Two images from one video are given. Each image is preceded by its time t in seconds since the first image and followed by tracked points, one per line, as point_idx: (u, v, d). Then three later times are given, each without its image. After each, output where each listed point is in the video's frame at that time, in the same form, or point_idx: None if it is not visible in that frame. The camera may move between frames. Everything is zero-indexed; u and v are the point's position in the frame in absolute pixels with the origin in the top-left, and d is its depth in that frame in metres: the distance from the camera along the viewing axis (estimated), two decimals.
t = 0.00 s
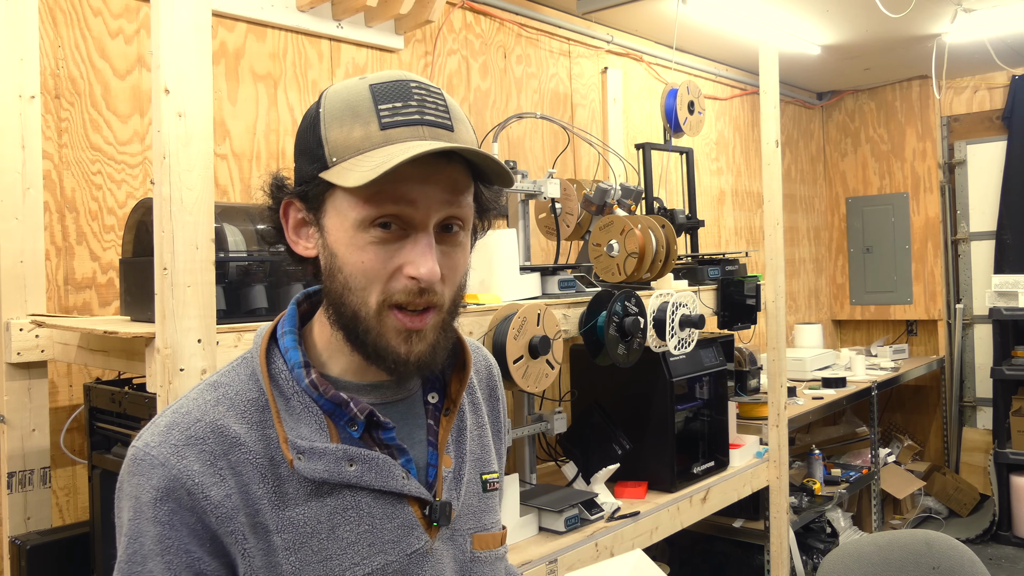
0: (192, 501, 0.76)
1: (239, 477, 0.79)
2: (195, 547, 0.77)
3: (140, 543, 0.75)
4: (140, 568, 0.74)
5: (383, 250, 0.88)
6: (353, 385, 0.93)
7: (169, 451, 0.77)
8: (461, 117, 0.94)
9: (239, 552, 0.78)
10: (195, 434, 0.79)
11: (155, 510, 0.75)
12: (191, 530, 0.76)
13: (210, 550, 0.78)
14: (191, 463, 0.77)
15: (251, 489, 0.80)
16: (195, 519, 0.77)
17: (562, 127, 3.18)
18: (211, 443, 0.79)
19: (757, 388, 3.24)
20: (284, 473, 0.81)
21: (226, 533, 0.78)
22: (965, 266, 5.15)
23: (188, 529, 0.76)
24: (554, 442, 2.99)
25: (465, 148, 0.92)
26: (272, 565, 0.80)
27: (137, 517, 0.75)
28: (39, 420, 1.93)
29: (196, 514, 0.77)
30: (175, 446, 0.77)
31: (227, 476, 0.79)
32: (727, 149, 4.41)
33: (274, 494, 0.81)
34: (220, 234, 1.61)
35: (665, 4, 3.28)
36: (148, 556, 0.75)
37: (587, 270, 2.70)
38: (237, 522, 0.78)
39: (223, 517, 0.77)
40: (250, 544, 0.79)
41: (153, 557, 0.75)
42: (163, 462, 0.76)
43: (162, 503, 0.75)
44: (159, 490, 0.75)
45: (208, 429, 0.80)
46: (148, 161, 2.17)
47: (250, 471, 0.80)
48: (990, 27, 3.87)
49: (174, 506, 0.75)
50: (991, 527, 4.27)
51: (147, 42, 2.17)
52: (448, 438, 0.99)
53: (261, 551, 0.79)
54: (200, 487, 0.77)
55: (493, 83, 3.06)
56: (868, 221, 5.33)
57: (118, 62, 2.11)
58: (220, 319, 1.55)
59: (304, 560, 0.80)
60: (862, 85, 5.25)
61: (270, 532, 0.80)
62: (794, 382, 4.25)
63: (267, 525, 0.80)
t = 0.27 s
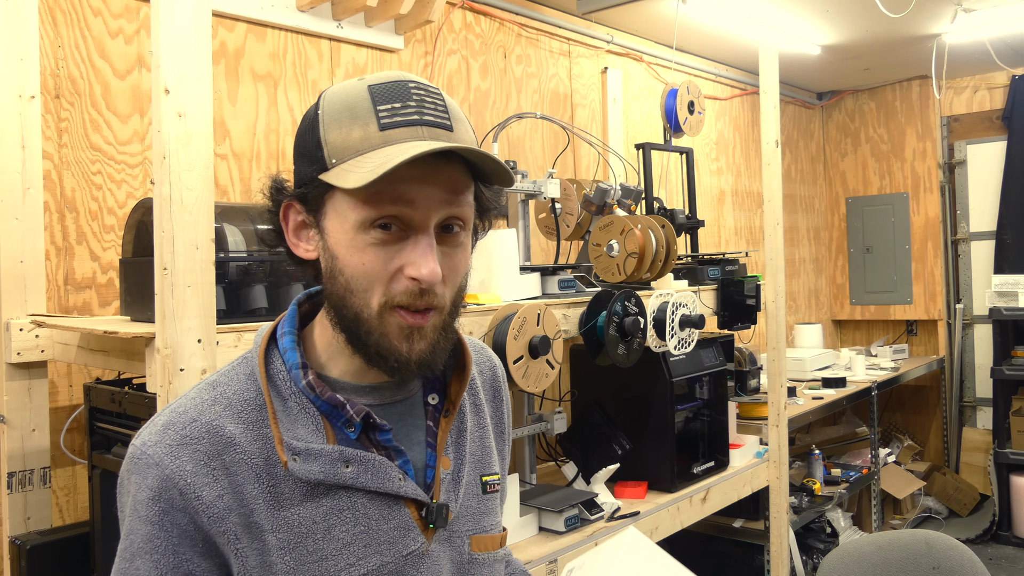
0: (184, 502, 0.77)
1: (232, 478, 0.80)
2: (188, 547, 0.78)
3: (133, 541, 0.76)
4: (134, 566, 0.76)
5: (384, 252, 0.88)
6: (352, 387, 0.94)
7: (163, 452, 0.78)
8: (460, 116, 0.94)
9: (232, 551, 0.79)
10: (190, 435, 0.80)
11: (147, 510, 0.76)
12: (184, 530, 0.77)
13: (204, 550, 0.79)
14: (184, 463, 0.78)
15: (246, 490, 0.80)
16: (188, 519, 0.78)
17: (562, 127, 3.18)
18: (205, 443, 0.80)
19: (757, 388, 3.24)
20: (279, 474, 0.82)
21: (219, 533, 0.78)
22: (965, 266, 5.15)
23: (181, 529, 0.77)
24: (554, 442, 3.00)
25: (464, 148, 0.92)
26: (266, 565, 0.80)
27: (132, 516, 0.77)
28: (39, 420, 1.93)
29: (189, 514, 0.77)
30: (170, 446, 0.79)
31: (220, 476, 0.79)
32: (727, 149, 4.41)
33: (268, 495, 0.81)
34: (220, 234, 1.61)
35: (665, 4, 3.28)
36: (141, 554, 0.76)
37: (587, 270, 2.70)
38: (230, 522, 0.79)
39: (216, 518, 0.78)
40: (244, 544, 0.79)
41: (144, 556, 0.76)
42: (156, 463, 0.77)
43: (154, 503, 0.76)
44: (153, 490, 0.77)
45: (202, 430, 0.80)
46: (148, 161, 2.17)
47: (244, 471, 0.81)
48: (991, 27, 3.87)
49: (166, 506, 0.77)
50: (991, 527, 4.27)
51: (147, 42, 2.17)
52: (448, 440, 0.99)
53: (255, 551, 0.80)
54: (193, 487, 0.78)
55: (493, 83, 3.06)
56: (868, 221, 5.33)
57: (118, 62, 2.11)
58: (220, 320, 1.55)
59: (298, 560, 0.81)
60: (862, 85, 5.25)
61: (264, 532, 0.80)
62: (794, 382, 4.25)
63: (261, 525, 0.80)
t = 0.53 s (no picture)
0: (181, 495, 0.77)
1: (231, 473, 0.80)
2: (182, 539, 0.78)
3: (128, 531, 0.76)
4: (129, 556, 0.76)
5: (388, 254, 0.88)
6: (353, 387, 0.94)
7: (163, 444, 0.78)
8: (469, 120, 0.95)
9: (226, 546, 0.79)
10: (190, 428, 0.80)
11: (144, 500, 0.76)
12: (180, 523, 0.77)
13: (199, 543, 0.79)
14: (183, 456, 0.78)
15: (243, 485, 0.80)
16: (184, 512, 0.77)
17: (562, 127, 3.18)
18: (205, 437, 0.80)
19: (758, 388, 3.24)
20: (277, 470, 0.82)
21: (214, 528, 0.78)
22: (965, 266, 5.15)
23: (177, 521, 0.77)
24: (554, 442, 3.00)
25: (472, 152, 0.92)
26: (260, 561, 0.80)
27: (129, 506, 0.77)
28: (39, 420, 1.93)
29: (186, 507, 0.77)
30: (170, 439, 0.78)
31: (218, 471, 0.79)
32: (727, 149, 4.41)
33: (266, 491, 0.81)
34: (220, 234, 1.61)
35: (665, 4, 3.28)
36: (136, 545, 0.76)
37: (587, 270, 2.70)
38: (225, 517, 0.78)
39: (213, 512, 0.78)
40: (239, 539, 0.79)
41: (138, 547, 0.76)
42: (156, 454, 0.77)
43: (152, 494, 0.76)
44: (151, 481, 0.77)
45: (203, 424, 0.80)
46: (148, 161, 2.17)
47: (243, 467, 0.80)
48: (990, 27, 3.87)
49: (163, 498, 0.77)
50: (991, 527, 4.27)
51: (147, 42, 2.17)
52: (449, 443, 0.99)
53: (250, 547, 0.80)
54: (190, 481, 0.77)
55: (493, 83, 3.06)
56: (868, 221, 5.33)
57: (118, 62, 2.11)
58: (220, 320, 1.55)
59: (293, 557, 0.81)
60: (862, 85, 5.25)
61: (259, 528, 0.80)
62: (794, 382, 4.25)
63: (257, 521, 0.80)
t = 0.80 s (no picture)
0: (175, 491, 0.78)
1: (226, 470, 0.80)
2: (177, 535, 0.79)
3: (124, 524, 0.78)
4: (123, 550, 0.77)
5: (384, 256, 0.88)
6: (351, 386, 0.94)
7: (159, 439, 0.79)
8: (465, 121, 0.94)
9: (220, 542, 0.80)
10: (187, 424, 0.80)
11: (139, 495, 0.77)
12: (175, 518, 0.78)
13: (194, 539, 0.80)
14: (178, 453, 0.79)
15: (238, 482, 0.81)
16: (179, 508, 0.78)
17: (562, 127, 3.18)
18: (201, 434, 0.80)
19: (757, 388, 3.23)
20: (272, 468, 0.82)
21: (208, 524, 0.79)
22: (965, 266, 5.15)
23: (171, 517, 0.78)
24: (554, 442, 3.00)
25: (468, 154, 0.91)
26: (254, 558, 0.81)
27: (126, 500, 0.78)
28: (39, 419, 1.93)
29: (180, 503, 0.78)
30: (166, 435, 0.80)
31: (213, 467, 0.80)
32: (727, 149, 4.41)
33: (261, 488, 0.81)
34: (220, 234, 1.61)
35: (665, 4, 3.28)
36: (131, 539, 0.77)
37: (587, 270, 2.70)
38: (219, 513, 0.79)
39: (206, 508, 0.79)
40: (232, 535, 0.80)
41: (134, 540, 0.77)
42: (152, 451, 0.78)
43: (147, 489, 0.78)
44: (147, 476, 0.78)
45: (199, 421, 0.81)
46: (148, 161, 2.17)
47: (238, 464, 0.81)
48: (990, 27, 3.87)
49: (158, 493, 0.78)
50: (991, 527, 4.27)
51: (147, 42, 2.17)
52: (447, 444, 0.99)
53: (244, 544, 0.80)
54: (184, 477, 0.78)
55: (493, 83, 3.06)
56: (868, 221, 5.33)
57: (118, 62, 2.11)
58: (220, 320, 1.55)
59: (286, 555, 0.81)
60: (862, 85, 5.25)
61: (253, 525, 0.81)
62: (794, 382, 4.25)
63: (251, 518, 0.81)
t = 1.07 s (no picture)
0: (171, 492, 0.78)
1: (222, 472, 0.80)
2: (173, 537, 0.78)
3: (119, 526, 0.77)
4: (119, 552, 0.77)
5: (355, 258, 0.89)
6: (346, 387, 0.94)
7: (156, 442, 0.79)
8: (438, 115, 0.92)
9: (217, 544, 0.79)
10: (183, 427, 0.80)
11: (135, 497, 0.77)
12: (171, 521, 0.78)
13: (190, 542, 0.79)
14: (175, 454, 0.79)
15: (234, 484, 0.81)
16: (174, 510, 0.78)
17: (562, 127, 3.18)
18: (197, 436, 0.80)
19: (757, 388, 3.23)
20: (269, 469, 0.82)
21: (204, 526, 0.79)
22: (965, 266, 5.15)
23: (167, 519, 0.78)
24: (554, 442, 3.00)
25: (437, 149, 0.90)
26: (251, 560, 0.81)
27: (122, 502, 0.78)
28: (40, 419, 1.93)
29: (175, 505, 0.78)
30: (162, 437, 0.79)
31: (209, 469, 0.80)
32: (727, 149, 4.41)
33: (257, 490, 0.81)
34: (220, 234, 1.61)
35: (665, 4, 3.28)
36: (126, 541, 0.77)
37: (587, 270, 2.70)
38: (216, 514, 0.79)
39: (202, 510, 0.79)
40: (229, 537, 0.80)
41: (129, 543, 0.77)
42: (148, 452, 0.78)
43: (143, 491, 0.77)
44: (143, 478, 0.78)
45: (195, 423, 0.81)
46: (148, 161, 2.17)
47: (234, 465, 0.81)
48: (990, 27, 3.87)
49: (154, 496, 0.77)
50: (991, 527, 4.27)
51: (147, 42, 2.17)
52: (444, 443, 0.99)
53: (241, 545, 0.80)
54: (181, 479, 0.78)
55: (493, 83, 3.06)
56: (868, 221, 5.33)
57: (118, 62, 2.11)
58: (220, 320, 1.55)
59: (284, 556, 0.81)
60: (862, 85, 5.25)
61: (250, 526, 0.81)
62: (794, 382, 4.25)
63: (248, 519, 0.81)
